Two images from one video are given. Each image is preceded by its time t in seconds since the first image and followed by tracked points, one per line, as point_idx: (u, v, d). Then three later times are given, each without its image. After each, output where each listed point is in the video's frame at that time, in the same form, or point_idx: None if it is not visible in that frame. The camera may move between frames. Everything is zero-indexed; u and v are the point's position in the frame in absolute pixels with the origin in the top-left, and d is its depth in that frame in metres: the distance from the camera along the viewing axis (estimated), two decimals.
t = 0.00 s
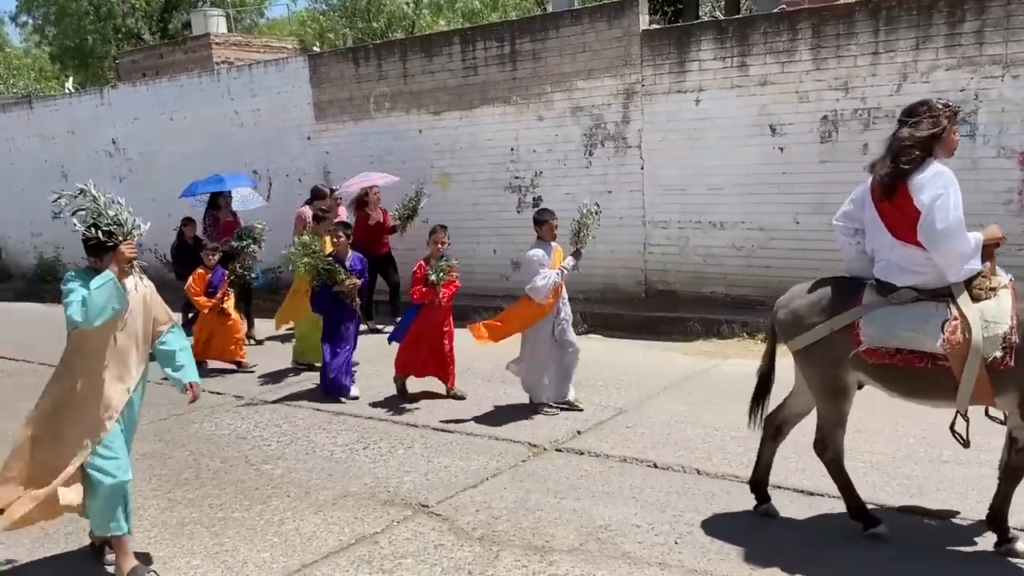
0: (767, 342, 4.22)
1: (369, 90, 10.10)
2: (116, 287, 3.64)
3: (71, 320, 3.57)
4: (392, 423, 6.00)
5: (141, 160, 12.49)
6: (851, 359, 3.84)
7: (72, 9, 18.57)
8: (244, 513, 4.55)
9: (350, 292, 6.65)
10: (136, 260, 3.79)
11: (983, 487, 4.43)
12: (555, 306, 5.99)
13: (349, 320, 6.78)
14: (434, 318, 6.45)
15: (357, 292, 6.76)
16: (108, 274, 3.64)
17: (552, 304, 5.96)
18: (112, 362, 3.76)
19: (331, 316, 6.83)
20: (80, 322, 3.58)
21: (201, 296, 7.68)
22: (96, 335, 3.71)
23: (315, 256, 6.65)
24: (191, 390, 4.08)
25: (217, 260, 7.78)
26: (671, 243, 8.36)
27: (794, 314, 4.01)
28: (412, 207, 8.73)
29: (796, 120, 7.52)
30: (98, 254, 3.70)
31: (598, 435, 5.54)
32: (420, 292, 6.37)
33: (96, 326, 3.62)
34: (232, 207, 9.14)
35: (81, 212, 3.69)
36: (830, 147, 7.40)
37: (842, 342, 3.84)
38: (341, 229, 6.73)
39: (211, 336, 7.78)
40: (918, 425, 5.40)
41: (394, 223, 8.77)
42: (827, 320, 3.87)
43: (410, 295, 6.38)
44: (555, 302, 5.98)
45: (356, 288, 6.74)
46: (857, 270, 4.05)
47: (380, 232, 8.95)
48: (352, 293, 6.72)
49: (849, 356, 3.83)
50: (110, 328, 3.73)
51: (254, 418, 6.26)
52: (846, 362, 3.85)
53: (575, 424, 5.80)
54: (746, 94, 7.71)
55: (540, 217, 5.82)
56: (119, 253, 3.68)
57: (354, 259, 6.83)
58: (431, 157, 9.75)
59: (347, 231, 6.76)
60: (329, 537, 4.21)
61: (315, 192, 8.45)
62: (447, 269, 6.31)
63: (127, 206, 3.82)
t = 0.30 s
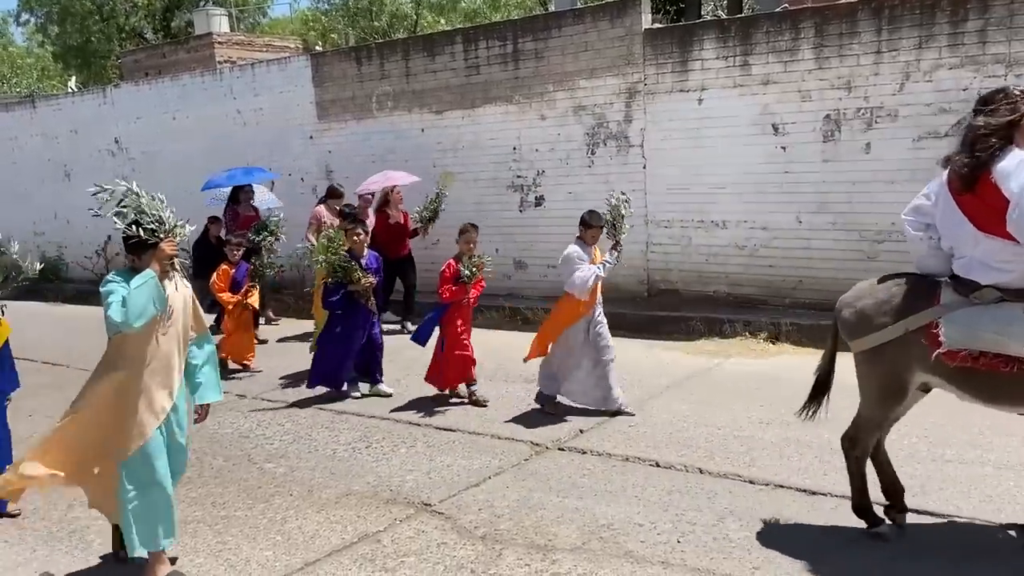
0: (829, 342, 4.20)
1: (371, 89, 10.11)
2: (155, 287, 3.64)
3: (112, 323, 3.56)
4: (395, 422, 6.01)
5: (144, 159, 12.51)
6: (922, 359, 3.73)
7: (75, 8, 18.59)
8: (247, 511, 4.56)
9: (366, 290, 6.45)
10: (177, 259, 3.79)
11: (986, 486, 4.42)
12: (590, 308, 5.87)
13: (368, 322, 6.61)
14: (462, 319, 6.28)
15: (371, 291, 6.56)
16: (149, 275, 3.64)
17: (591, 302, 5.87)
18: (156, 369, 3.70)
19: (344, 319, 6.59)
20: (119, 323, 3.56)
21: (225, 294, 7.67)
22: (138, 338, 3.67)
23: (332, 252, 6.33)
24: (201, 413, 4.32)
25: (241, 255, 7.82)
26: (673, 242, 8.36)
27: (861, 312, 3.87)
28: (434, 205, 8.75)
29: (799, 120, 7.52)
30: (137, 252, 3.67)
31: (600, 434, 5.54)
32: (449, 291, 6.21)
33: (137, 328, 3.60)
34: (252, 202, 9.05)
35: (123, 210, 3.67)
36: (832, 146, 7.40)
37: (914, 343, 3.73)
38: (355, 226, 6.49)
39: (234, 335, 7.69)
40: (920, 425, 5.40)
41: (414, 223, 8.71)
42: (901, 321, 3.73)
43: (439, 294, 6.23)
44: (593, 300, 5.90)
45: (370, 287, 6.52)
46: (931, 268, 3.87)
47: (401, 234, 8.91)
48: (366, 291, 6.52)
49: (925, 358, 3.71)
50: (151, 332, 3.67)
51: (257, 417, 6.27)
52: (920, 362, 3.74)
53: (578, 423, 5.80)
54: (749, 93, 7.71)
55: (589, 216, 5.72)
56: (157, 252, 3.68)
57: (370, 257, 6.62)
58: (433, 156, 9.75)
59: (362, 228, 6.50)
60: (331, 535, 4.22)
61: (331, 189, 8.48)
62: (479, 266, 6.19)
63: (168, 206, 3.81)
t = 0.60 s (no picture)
0: (896, 346, 4.11)
1: (376, 88, 10.11)
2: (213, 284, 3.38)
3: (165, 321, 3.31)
4: (399, 420, 6.01)
5: (149, 157, 12.52)
6: (995, 367, 3.64)
7: (80, 7, 18.62)
8: (252, 508, 4.57)
9: (398, 295, 6.32)
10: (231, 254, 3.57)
11: (992, 486, 4.41)
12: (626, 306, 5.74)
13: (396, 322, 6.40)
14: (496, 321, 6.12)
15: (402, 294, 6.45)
16: (203, 270, 3.39)
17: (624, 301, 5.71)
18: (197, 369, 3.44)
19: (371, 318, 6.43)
20: (177, 324, 3.31)
21: (244, 295, 7.47)
22: (184, 337, 3.42)
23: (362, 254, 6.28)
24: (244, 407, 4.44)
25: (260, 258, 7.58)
26: (677, 241, 8.35)
27: (934, 316, 3.83)
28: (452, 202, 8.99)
29: (804, 118, 7.50)
30: (186, 246, 3.50)
31: (603, 432, 5.55)
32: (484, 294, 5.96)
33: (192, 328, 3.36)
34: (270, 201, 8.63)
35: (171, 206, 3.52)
36: (837, 144, 7.38)
37: (989, 351, 3.64)
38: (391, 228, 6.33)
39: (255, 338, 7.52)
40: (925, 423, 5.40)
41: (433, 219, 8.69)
42: (976, 327, 3.66)
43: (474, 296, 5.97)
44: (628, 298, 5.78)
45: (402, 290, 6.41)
46: (1003, 269, 3.83)
47: (419, 228, 8.76)
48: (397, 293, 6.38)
49: (997, 365, 3.63)
50: (197, 330, 3.41)
51: (262, 415, 6.29)
52: (990, 369, 3.65)
53: (582, 421, 5.80)
54: (754, 91, 7.69)
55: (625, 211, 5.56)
56: (212, 246, 3.44)
57: (401, 260, 6.50)
58: (438, 155, 9.75)
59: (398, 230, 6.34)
60: (336, 533, 4.22)
61: (349, 186, 8.35)
62: (518, 272, 5.91)
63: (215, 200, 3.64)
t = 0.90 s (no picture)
0: (977, 346, 4.07)
1: (382, 86, 10.10)
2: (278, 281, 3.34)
3: (231, 318, 3.26)
4: (406, 418, 6.01)
5: (156, 156, 12.55)
6: None
7: (87, 6, 18.67)
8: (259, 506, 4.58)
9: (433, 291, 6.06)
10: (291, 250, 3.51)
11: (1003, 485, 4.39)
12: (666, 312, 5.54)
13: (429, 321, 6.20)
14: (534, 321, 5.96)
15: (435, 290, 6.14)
16: (266, 266, 3.33)
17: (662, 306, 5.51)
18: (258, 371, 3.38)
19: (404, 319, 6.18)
20: (243, 321, 3.26)
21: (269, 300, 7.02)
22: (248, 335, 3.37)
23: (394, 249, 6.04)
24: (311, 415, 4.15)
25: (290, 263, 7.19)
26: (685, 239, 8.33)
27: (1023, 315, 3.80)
28: (473, 198, 8.83)
29: (812, 116, 7.47)
30: (246, 242, 3.41)
31: (610, 431, 5.53)
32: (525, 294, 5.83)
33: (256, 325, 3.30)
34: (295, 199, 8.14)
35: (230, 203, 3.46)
36: (845, 142, 7.35)
37: None
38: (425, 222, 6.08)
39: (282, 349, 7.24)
40: (935, 423, 5.37)
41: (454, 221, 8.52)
42: None
43: (512, 296, 5.82)
44: (668, 303, 5.58)
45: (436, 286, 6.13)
46: None
47: (441, 231, 8.60)
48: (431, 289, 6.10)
49: None
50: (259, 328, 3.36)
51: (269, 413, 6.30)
52: None
53: (589, 420, 5.79)
54: (762, 89, 7.67)
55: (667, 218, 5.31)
56: (275, 243, 3.38)
57: (433, 254, 6.18)
58: (445, 153, 9.74)
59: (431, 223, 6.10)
60: (343, 530, 4.23)
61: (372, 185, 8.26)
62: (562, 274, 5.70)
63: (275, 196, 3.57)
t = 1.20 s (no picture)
0: None
1: (392, 85, 10.12)
2: (323, 281, 2.94)
3: (272, 319, 2.88)
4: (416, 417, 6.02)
5: (167, 155, 12.60)
6: None
7: (98, 5, 18.77)
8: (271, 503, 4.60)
9: (472, 294, 5.87)
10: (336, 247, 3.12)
11: (1016, 487, 4.36)
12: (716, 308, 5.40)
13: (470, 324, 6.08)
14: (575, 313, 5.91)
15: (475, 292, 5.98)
16: (310, 264, 2.93)
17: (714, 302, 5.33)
18: (296, 382, 3.01)
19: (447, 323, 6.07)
20: (286, 323, 2.87)
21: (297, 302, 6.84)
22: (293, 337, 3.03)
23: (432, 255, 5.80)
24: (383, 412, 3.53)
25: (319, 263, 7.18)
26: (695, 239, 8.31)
27: None
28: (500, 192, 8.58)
29: (824, 115, 7.44)
30: (288, 238, 3.03)
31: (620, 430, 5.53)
32: (572, 287, 5.70)
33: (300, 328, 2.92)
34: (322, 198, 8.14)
35: (271, 196, 3.07)
36: (857, 141, 7.32)
37: None
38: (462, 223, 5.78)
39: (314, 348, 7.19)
40: (948, 423, 5.35)
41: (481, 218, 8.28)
42: None
43: (560, 287, 5.71)
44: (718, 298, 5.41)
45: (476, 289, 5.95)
46: None
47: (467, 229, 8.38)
48: (469, 293, 5.93)
49: None
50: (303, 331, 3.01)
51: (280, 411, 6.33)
52: None
53: (599, 420, 5.78)
54: (773, 88, 7.64)
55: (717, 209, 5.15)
56: (318, 243, 3.01)
57: (470, 257, 5.99)
58: (455, 152, 9.75)
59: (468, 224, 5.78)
60: (355, 529, 4.24)
61: (402, 179, 8.20)
62: (609, 266, 5.58)
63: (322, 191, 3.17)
